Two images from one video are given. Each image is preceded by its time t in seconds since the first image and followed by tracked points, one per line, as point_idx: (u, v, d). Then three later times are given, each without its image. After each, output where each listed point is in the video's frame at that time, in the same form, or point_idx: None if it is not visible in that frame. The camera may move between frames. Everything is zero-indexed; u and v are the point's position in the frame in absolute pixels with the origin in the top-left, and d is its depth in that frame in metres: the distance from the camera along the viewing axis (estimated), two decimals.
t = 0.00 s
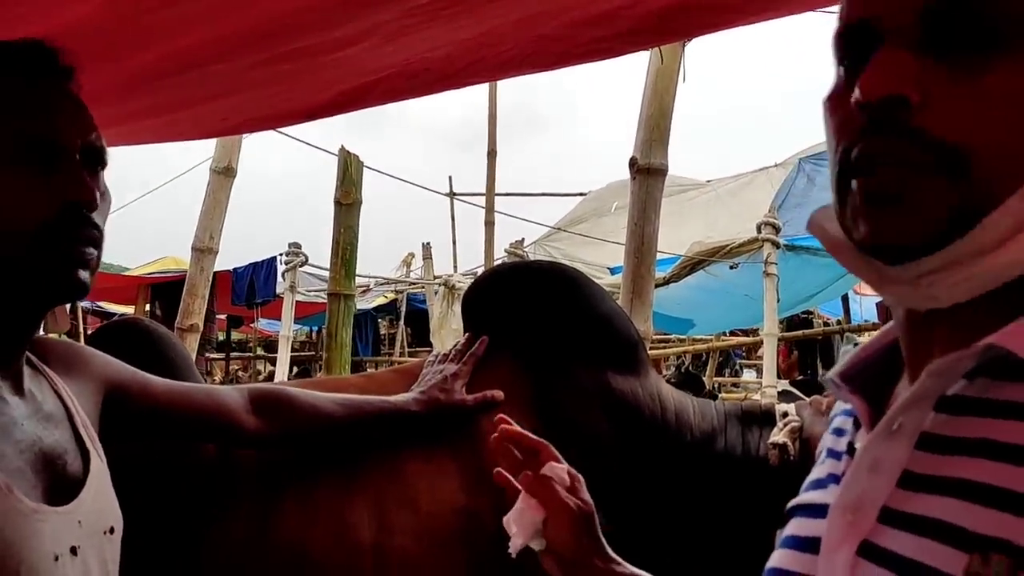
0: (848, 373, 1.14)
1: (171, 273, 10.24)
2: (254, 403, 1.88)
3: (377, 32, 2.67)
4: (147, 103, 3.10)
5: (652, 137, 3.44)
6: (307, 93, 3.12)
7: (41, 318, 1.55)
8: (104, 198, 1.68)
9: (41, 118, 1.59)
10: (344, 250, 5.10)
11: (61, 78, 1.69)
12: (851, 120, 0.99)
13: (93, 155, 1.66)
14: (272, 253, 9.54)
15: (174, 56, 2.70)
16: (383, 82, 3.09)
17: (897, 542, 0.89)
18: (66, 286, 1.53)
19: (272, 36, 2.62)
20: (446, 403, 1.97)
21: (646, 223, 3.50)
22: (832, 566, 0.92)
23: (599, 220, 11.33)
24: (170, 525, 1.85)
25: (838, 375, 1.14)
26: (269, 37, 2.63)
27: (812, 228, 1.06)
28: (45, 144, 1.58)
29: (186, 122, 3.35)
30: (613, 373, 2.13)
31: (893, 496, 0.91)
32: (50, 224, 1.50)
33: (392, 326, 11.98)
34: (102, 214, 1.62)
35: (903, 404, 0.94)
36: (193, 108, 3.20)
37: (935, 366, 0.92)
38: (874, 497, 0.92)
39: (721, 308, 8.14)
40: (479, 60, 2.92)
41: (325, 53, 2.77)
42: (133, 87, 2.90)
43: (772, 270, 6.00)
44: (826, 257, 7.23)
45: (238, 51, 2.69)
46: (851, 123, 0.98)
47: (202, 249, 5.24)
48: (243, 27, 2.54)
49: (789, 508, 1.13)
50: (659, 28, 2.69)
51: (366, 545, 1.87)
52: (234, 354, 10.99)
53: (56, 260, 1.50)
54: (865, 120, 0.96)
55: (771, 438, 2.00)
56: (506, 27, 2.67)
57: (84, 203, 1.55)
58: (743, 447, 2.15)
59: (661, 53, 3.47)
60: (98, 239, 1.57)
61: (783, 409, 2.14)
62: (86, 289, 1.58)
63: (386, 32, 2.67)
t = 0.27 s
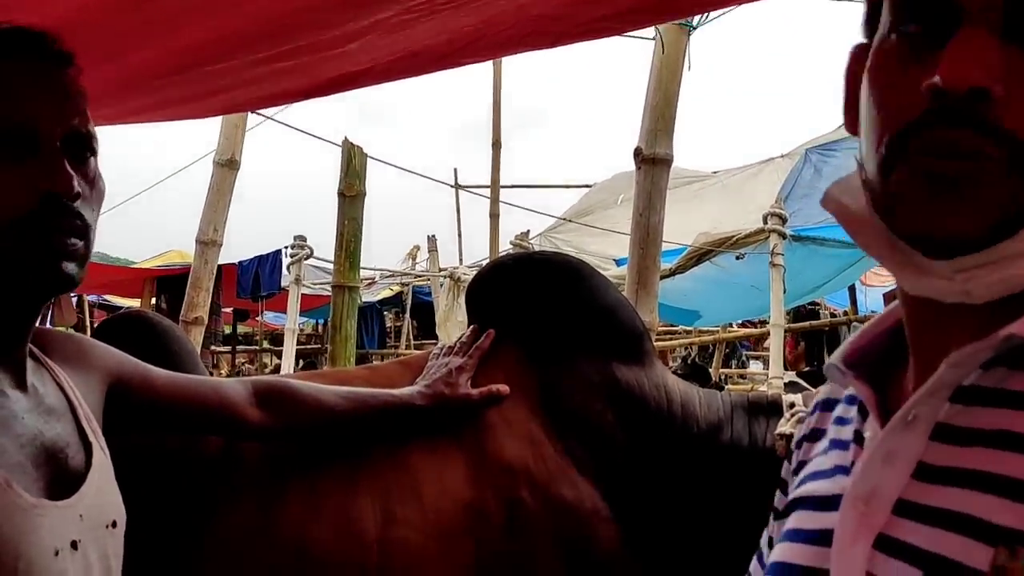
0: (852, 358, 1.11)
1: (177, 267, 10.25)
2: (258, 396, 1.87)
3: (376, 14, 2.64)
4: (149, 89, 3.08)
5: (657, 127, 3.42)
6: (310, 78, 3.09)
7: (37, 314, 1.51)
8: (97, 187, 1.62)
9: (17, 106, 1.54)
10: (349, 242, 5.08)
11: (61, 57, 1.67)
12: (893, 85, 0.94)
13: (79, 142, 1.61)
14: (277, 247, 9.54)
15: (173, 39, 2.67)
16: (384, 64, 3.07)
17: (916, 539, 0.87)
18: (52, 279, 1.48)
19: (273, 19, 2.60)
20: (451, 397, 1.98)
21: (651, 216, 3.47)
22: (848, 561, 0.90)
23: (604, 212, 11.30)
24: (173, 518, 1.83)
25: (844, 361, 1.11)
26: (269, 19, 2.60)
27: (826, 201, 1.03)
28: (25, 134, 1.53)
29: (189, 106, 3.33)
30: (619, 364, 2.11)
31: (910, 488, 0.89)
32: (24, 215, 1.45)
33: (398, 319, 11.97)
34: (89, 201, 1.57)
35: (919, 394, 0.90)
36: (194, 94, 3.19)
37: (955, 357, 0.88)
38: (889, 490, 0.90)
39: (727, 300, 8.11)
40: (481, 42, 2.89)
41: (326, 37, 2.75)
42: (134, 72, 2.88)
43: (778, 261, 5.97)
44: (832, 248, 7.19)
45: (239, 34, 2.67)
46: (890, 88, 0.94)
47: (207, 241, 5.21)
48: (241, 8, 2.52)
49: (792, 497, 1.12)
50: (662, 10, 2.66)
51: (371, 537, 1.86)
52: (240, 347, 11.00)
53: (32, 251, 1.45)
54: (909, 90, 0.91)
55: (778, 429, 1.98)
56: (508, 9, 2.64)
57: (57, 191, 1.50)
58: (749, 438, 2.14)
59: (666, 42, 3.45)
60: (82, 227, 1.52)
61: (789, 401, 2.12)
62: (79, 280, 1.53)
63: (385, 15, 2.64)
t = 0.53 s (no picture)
0: (850, 348, 1.11)
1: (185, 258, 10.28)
2: (269, 388, 1.88)
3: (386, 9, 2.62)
4: (158, 72, 3.07)
5: (665, 116, 3.42)
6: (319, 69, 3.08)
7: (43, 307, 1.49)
8: (100, 176, 1.60)
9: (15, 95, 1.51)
10: (357, 234, 5.09)
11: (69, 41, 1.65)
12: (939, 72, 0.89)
13: (80, 130, 1.57)
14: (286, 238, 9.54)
15: (181, 23, 2.66)
16: (391, 52, 3.07)
17: (945, 527, 0.86)
18: (56, 271, 1.45)
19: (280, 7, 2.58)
20: (462, 390, 1.98)
21: (659, 204, 3.47)
22: (874, 552, 0.88)
23: (612, 203, 11.28)
24: (184, 510, 1.83)
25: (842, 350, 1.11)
26: (276, 7, 2.59)
27: (857, 192, 0.96)
28: (20, 122, 1.50)
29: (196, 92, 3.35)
30: (628, 353, 2.11)
31: (934, 478, 0.88)
32: (18, 209, 1.42)
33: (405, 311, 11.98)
34: (90, 190, 1.54)
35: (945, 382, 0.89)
36: (204, 78, 3.18)
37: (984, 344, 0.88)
38: (913, 480, 0.89)
39: (736, 290, 8.09)
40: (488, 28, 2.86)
41: (334, 26, 2.75)
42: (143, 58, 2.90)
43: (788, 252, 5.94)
44: (841, 238, 7.17)
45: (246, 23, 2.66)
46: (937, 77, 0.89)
47: (216, 234, 5.23)
48: None
49: (797, 491, 1.10)
50: None
51: (382, 527, 1.85)
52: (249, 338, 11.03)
53: (31, 244, 1.42)
54: (962, 81, 0.87)
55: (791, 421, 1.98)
56: None
57: (55, 180, 1.47)
58: (760, 429, 2.15)
59: (676, 31, 3.42)
60: (83, 216, 1.49)
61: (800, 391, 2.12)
62: (85, 271, 1.51)
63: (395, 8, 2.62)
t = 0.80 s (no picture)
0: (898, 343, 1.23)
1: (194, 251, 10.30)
2: (279, 382, 1.86)
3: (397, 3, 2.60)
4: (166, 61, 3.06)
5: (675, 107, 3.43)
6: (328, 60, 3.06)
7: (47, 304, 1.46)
8: (104, 168, 1.54)
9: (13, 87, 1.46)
10: (366, 228, 5.08)
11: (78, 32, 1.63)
12: (863, 129, 1.05)
13: (81, 122, 1.52)
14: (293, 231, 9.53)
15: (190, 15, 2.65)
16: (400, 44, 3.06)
17: (975, 524, 0.97)
18: (62, 266, 1.40)
19: None
20: (472, 385, 1.98)
21: (670, 198, 3.46)
22: (906, 541, 1.00)
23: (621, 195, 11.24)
24: (195, 507, 1.82)
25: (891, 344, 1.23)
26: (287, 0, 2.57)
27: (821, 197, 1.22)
28: (21, 113, 1.44)
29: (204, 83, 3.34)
30: (637, 346, 2.12)
31: (965, 473, 1.00)
32: (19, 204, 1.37)
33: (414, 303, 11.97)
34: (94, 183, 1.48)
35: (981, 380, 1.01)
36: (212, 68, 3.17)
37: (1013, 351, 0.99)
38: (948, 477, 1.01)
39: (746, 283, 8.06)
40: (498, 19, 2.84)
41: (341, 16, 2.74)
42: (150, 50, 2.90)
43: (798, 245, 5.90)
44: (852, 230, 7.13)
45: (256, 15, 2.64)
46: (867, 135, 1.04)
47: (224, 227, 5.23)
48: None
49: (834, 480, 1.20)
50: None
51: (393, 521, 1.86)
52: (258, 332, 11.05)
53: (32, 242, 1.38)
54: (883, 143, 1.04)
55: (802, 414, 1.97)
56: None
57: (55, 173, 1.41)
58: (772, 422, 2.13)
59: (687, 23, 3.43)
60: (86, 211, 1.43)
61: (812, 383, 2.10)
62: (92, 265, 1.45)
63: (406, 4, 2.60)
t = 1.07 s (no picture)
0: (913, 335, 1.20)
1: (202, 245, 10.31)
2: (291, 375, 1.84)
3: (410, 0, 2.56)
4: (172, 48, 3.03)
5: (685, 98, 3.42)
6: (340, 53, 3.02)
7: (59, 298, 1.42)
8: (115, 162, 1.50)
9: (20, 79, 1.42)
10: (375, 221, 5.08)
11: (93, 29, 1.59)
12: (833, 139, 1.08)
13: (90, 114, 1.48)
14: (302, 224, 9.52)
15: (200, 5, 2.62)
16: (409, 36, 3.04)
17: (965, 521, 0.96)
18: (73, 259, 1.38)
19: None
20: (484, 379, 1.97)
21: (681, 190, 3.45)
22: (904, 538, 0.99)
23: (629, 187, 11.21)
24: (207, 503, 1.82)
25: (903, 337, 1.20)
26: None
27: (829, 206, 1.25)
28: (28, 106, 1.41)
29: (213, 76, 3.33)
30: (648, 339, 2.12)
31: (964, 469, 0.99)
32: (26, 199, 1.34)
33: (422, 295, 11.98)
34: (104, 175, 1.44)
35: (976, 374, 1.00)
36: (221, 56, 3.14)
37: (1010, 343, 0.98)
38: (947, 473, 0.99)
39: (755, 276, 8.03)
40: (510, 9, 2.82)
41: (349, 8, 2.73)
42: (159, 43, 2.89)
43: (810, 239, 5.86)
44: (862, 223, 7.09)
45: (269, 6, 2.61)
46: (839, 144, 1.07)
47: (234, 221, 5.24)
48: None
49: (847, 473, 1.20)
50: None
51: (406, 514, 1.85)
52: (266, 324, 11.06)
53: (41, 235, 1.35)
54: (847, 150, 1.06)
55: (815, 407, 1.96)
56: None
57: (64, 166, 1.37)
58: (784, 414, 2.12)
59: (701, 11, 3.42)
60: (96, 204, 1.39)
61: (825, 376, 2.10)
62: (103, 259, 1.42)
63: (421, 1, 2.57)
